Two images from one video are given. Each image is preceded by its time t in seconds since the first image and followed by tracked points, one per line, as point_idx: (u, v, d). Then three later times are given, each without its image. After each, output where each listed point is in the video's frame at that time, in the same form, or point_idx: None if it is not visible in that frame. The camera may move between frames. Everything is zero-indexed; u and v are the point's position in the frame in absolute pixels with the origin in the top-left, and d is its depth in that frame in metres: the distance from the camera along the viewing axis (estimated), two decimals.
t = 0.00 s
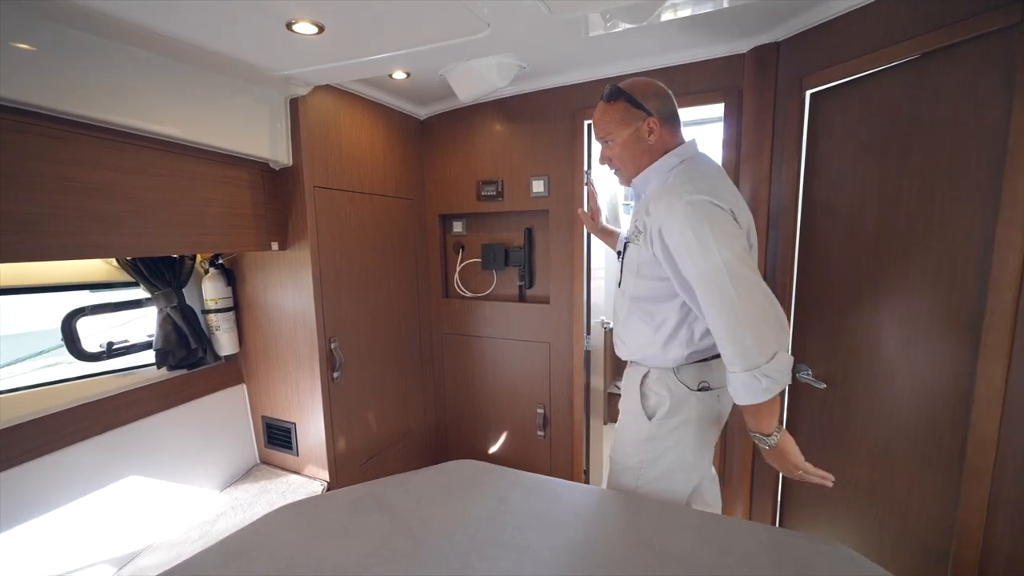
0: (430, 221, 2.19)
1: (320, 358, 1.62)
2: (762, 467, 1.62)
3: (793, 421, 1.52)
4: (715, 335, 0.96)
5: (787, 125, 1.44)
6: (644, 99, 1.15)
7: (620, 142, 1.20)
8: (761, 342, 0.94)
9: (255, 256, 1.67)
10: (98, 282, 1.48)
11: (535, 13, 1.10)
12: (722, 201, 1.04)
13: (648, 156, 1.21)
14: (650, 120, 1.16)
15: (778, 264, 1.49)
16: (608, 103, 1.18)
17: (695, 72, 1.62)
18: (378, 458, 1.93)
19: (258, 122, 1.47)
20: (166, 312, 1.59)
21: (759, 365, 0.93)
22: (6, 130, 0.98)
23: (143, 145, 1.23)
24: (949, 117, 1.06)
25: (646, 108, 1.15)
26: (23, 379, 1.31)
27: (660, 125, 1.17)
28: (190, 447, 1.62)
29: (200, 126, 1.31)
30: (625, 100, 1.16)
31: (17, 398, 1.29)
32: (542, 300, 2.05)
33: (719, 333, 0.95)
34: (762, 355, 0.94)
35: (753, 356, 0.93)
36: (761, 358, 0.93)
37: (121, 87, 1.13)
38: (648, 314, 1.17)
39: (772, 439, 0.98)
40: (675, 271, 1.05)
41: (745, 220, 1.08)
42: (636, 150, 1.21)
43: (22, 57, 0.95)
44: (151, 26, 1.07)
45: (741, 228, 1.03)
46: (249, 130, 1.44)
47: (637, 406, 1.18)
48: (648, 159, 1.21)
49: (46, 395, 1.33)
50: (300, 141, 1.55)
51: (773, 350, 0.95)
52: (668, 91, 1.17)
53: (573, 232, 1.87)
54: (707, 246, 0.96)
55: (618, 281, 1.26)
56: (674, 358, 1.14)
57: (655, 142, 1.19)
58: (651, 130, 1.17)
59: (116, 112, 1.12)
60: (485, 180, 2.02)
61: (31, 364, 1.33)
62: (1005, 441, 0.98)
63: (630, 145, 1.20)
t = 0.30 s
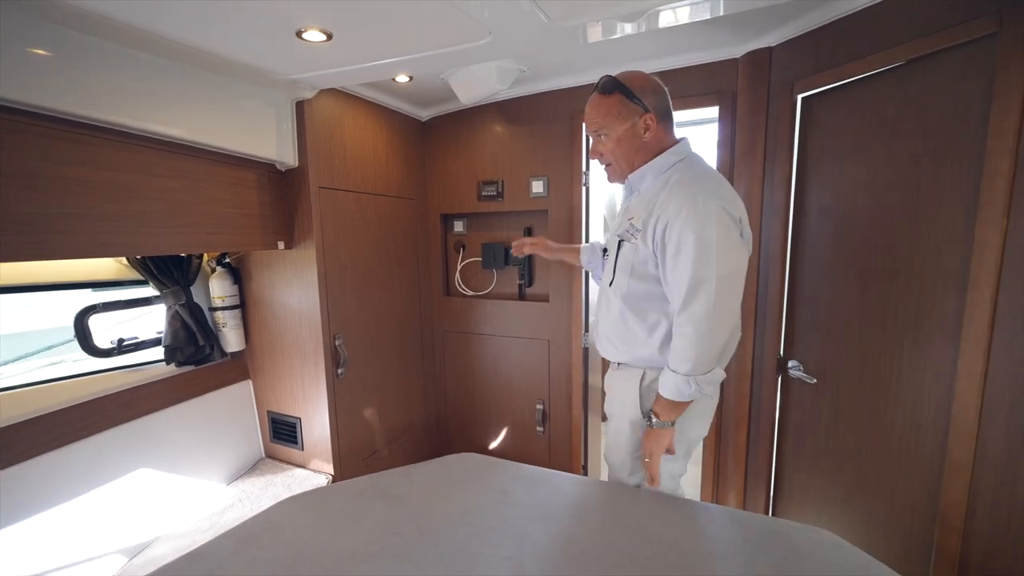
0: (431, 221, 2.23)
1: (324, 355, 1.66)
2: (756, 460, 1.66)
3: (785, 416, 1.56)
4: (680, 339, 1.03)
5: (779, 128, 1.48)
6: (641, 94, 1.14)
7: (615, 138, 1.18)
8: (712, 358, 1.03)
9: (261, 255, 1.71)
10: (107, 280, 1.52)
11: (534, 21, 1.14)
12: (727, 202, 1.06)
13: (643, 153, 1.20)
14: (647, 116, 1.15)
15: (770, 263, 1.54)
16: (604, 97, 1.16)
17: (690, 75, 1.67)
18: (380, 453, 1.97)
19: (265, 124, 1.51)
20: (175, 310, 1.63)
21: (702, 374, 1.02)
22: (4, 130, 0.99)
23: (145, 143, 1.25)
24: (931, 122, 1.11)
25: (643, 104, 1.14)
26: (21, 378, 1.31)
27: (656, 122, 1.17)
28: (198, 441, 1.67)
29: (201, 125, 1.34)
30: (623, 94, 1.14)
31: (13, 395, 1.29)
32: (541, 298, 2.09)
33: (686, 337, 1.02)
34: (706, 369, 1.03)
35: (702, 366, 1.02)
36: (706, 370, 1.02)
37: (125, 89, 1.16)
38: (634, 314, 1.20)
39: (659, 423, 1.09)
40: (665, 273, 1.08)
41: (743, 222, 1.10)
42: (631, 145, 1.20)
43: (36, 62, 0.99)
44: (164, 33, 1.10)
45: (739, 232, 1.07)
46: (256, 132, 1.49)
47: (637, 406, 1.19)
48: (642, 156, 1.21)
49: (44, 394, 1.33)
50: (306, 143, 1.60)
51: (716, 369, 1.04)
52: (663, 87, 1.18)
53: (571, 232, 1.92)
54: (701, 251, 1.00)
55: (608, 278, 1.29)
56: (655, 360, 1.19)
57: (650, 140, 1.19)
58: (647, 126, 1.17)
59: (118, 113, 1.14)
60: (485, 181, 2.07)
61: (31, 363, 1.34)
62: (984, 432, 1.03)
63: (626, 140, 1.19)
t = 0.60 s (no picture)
0: (433, 219, 2.26)
1: (328, 351, 1.70)
2: (750, 453, 1.70)
3: (779, 410, 1.60)
4: (714, 334, 1.02)
5: (773, 128, 1.51)
6: (642, 89, 1.11)
7: (612, 133, 1.15)
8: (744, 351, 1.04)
9: (266, 253, 1.74)
10: (115, 277, 1.55)
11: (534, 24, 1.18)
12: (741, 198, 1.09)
13: (639, 149, 1.19)
14: (648, 113, 1.13)
15: (764, 261, 1.57)
16: (605, 89, 1.12)
17: (687, 76, 1.70)
18: (383, 447, 2.01)
19: (270, 124, 1.54)
20: (181, 306, 1.66)
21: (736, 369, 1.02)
22: (18, 130, 1.02)
23: (157, 144, 1.29)
24: (918, 123, 1.15)
25: (644, 100, 1.12)
26: (23, 375, 1.32)
27: (655, 119, 1.16)
28: (205, 435, 1.70)
29: (209, 125, 1.37)
30: (624, 89, 1.11)
31: (19, 390, 1.30)
32: (540, 295, 2.13)
33: (721, 331, 1.01)
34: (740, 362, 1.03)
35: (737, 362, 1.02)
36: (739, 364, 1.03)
37: (134, 89, 1.19)
38: (648, 312, 1.18)
39: (685, 424, 1.01)
40: (690, 267, 1.09)
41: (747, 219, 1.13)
42: (628, 142, 1.18)
43: (51, 64, 1.03)
44: (174, 35, 1.14)
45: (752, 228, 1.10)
46: (261, 132, 1.52)
47: (648, 403, 1.18)
48: (638, 152, 1.20)
49: (51, 390, 1.35)
50: (311, 142, 1.64)
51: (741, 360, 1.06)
52: (662, 84, 1.15)
53: (571, 230, 1.95)
54: (735, 242, 1.02)
55: (615, 277, 1.24)
56: (667, 357, 1.19)
57: (648, 136, 1.18)
58: (645, 123, 1.15)
59: (128, 113, 1.18)
60: (486, 180, 2.10)
61: (35, 360, 1.35)
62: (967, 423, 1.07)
63: (623, 137, 1.16)
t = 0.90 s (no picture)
0: (432, 218, 2.29)
1: (331, 347, 1.73)
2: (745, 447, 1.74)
3: (772, 405, 1.64)
4: (723, 314, 1.10)
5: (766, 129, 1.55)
6: (608, 98, 1.12)
7: (579, 139, 1.15)
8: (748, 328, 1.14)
9: (269, 252, 1.78)
10: (120, 274, 1.58)
11: (532, 28, 1.21)
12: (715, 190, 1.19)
13: (604, 156, 1.19)
14: (614, 120, 1.14)
15: (757, 259, 1.61)
16: (573, 95, 1.12)
17: (682, 78, 1.73)
18: (383, 442, 2.04)
19: (273, 125, 1.58)
20: (186, 303, 1.69)
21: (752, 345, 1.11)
22: (29, 130, 1.05)
23: (163, 144, 1.33)
24: (904, 124, 1.18)
25: (610, 108, 1.13)
26: (24, 372, 1.39)
27: (621, 126, 1.16)
28: (209, 430, 1.74)
29: (213, 126, 1.41)
30: (591, 96, 1.11)
31: (20, 386, 1.37)
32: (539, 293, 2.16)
33: (730, 309, 1.10)
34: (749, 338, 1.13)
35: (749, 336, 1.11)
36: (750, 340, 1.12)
37: (141, 90, 1.22)
38: (645, 306, 1.22)
39: (742, 404, 1.07)
40: (686, 257, 1.15)
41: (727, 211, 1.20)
42: (595, 149, 1.17)
43: (61, 67, 1.06)
44: (183, 39, 1.17)
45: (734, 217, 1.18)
46: (264, 132, 1.55)
47: (655, 395, 1.22)
48: (604, 159, 1.20)
49: (52, 385, 1.40)
50: (313, 143, 1.67)
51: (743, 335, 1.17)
52: (628, 93, 1.16)
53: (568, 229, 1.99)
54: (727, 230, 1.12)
55: (609, 277, 1.23)
56: (666, 345, 1.25)
57: (615, 144, 1.18)
58: (612, 131, 1.16)
59: (134, 114, 1.21)
60: (485, 180, 2.13)
61: (36, 358, 1.41)
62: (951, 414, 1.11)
63: (590, 143, 1.16)
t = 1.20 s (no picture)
0: (430, 218, 2.33)
1: (331, 343, 1.77)
2: (736, 441, 1.78)
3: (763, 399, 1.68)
4: (665, 294, 1.32)
5: (755, 130, 1.59)
6: (519, 134, 1.17)
7: (496, 175, 1.18)
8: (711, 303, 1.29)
9: (270, 251, 1.82)
10: (123, 273, 1.61)
11: (528, 32, 1.25)
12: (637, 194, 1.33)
13: (524, 189, 1.22)
14: (528, 156, 1.18)
15: (746, 257, 1.65)
16: (484, 133, 1.15)
17: (674, 80, 1.77)
18: (382, 437, 2.07)
19: (273, 126, 1.61)
20: (189, 301, 1.73)
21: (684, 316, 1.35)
22: (37, 131, 1.08)
23: (164, 144, 1.35)
24: (886, 127, 1.23)
25: (522, 144, 1.17)
26: (24, 369, 1.40)
27: (536, 161, 1.21)
28: (211, 425, 1.77)
29: (215, 127, 1.44)
30: (503, 133, 1.15)
31: (17, 384, 1.37)
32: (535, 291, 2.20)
33: (671, 290, 1.32)
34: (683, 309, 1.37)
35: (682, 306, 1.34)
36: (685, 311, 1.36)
37: (145, 92, 1.25)
38: (607, 309, 1.34)
39: (672, 364, 1.35)
40: (630, 257, 1.30)
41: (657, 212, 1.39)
42: (513, 183, 1.20)
43: (68, 69, 1.09)
44: (190, 42, 1.21)
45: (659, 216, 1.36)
46: (266, 133, 1.59)
47: (631, 377, 1.37)
48: (524, 192, 1.23)
49: (56, 381, 1.41)
50: (314, 143, 1.71)
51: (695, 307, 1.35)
52: (539, 128, 1.22)
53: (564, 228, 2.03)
54: (657, 226, 1.29)
55: (573, 297, 1.31)
56: (632, 334, 1.40)
57: (533, 177, 1.22)
58: (527, 166, 1.19)
59: (139, 115, 1.24)
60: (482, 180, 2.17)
61: (24, 359, 1.40)
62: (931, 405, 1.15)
63: (508, 178, 1.19)
